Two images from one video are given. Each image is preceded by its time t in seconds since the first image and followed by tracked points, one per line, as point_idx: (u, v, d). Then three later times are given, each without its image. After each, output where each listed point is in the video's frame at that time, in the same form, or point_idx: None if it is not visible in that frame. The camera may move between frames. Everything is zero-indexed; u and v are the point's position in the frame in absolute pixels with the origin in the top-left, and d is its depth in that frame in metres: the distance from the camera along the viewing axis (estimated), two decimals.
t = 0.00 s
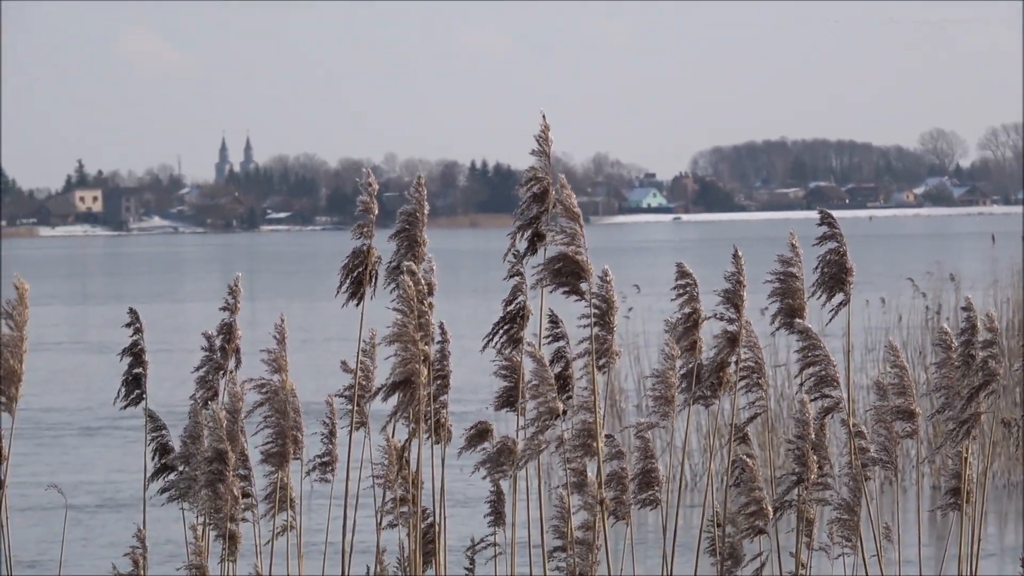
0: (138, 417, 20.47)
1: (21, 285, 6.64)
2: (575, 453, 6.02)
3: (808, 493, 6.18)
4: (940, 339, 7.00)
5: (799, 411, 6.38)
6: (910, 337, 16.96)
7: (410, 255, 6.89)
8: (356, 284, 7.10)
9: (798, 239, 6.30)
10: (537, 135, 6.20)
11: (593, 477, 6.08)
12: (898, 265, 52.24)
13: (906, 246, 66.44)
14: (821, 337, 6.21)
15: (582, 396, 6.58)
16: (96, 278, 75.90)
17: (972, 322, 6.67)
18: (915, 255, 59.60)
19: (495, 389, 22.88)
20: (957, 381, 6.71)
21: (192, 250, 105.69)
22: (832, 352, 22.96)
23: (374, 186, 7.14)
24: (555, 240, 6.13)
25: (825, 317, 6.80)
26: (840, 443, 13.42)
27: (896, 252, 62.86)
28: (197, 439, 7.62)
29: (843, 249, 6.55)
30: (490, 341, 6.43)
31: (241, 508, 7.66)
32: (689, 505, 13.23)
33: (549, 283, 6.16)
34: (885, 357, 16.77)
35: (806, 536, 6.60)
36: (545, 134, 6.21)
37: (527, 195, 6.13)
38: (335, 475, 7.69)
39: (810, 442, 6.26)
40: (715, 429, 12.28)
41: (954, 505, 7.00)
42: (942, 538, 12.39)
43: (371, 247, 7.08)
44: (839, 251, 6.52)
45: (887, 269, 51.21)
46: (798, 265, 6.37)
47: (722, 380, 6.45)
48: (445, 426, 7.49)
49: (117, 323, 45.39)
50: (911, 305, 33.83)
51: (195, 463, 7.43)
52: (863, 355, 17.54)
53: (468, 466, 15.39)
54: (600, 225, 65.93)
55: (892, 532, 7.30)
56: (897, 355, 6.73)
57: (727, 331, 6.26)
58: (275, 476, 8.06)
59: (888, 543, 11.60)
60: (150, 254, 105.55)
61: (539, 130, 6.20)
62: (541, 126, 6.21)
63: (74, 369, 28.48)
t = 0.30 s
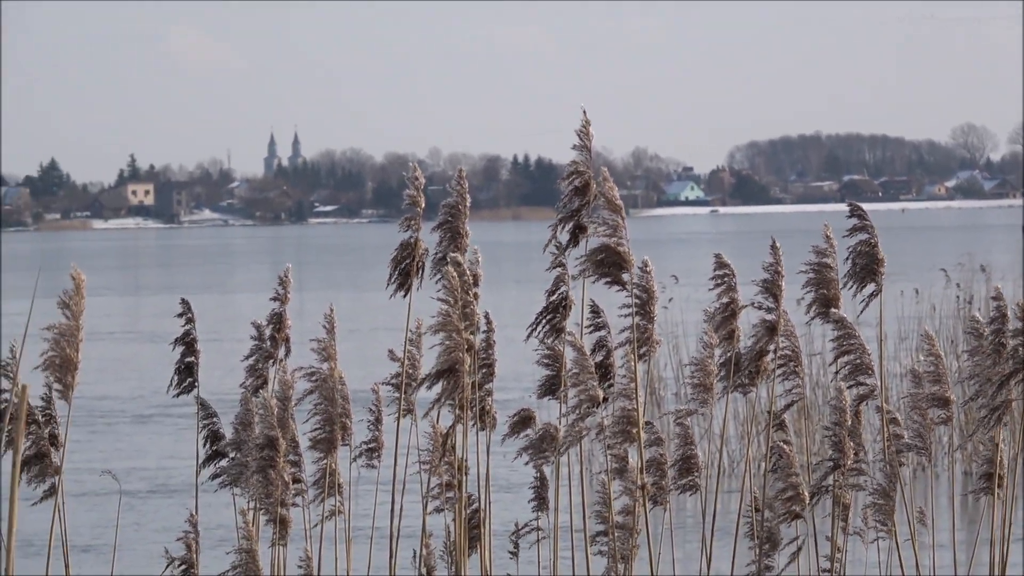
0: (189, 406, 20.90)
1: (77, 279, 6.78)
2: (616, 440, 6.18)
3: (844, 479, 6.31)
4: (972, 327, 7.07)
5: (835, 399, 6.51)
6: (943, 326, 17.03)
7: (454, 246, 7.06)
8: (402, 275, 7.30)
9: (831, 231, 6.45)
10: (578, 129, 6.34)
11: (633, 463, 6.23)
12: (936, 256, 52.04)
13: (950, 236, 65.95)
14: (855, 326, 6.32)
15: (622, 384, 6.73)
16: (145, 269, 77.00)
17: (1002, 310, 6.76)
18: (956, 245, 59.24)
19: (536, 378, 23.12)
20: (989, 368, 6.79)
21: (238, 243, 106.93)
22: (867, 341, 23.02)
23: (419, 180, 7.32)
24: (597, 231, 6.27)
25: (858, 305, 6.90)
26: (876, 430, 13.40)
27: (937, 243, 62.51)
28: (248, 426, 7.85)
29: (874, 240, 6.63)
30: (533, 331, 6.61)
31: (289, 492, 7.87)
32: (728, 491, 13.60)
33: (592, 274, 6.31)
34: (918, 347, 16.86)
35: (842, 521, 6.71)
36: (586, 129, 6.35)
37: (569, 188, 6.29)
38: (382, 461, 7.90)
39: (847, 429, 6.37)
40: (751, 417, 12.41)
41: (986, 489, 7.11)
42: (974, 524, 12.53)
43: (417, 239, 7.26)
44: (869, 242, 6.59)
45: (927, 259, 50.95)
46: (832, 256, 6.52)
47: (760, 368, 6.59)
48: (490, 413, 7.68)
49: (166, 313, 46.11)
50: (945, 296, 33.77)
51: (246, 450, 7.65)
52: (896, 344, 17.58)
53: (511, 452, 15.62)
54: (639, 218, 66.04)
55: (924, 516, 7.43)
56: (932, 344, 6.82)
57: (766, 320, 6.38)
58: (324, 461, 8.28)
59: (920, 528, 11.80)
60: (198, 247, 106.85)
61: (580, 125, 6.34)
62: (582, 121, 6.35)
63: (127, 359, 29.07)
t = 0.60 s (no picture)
0: (253, 394, 21.39)
1: (146, 271, 6.94)
2: (668, 425, 6.32)
3: (892, 463, 6.42)
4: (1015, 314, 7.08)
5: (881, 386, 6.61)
6: (986, 314, 17.01)
7: (508, 237, 7.24)
8: (457, 265, 7.50)
9: (871, 222, 6.54)
10: (629, 122, 6.49)
11: (685, 448, 6.37)
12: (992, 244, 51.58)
13: (1009, 222, 65.16)
14: (898, 314, 6.41)
15: (673, 370, 6.87)
16: (206, 261, 78.26)
17: None
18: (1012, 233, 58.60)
19: (591, 365, 23.38)
20: None
21: (297, 235, 108.25)
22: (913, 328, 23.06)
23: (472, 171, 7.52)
24: (649, 221, 6.39)
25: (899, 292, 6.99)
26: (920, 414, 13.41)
27: (992, 232, 61.87)
28: (310, 413, 8.11)
29: (914, 229, 6.70)
30: (587, 320, 6.79)
31: (352, 475, 8.13)
32: (777, 475, 14.01)
33: (643, 263, 6.45)
34: (962, 333, 16.84)
35: (887, 504, 6.82)
36: (637, 121, 6.50)
37: (621, 179, 6.45)
38: (440, 446, 8.11)
39: (895, 414, 6.46)
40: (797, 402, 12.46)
41: None
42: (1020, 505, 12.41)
43: (472, 229, 7.46)
44: (909, 232, 6.68)
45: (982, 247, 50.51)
46: (872, 247, 6.62)
47: (809, 355, 6.72)
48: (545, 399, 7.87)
49: (228, 304, 46.92)
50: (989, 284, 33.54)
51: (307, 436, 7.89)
52: (942, 333, 17.63)
53: (567, 437, 15.86)
54: (691, 207, 66.02)
55: (971, 499, 7.50)
56: (977, 331, 6.87)
57: (816, 308, 6.49)
58: (383, 447, 8.54)
59: (965, 510, 11.85)
60: (257, 239, 108.31)
61: (631, 117, 6.48)
62: (633, 114, 6.49)
63: (191, 348, 29.74)
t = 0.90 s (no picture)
0: (316, 384, 21.79)
1: (214, 261, 6.99)
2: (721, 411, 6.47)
3: (941, 450, 6.53)
4: None
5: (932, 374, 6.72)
6: None
7: (565, 230, 7.43)
8: (517, 257, 7.69)
9: (919, 214, 6.65)
10: (681, 117, 6.64)
11: (740, 435, 6.52)
12: None
13: None
14: (948, 304, 6.50)
15: (727, 359, 7.01)
16: (269, 253, 79.36)
17: None
18: None
19: (648, 355, 23.52)
20: None
21: (357, 229, 109.29)
22: (967, 320, 23.03)
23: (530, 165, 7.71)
24: (703, 214, 6.55)
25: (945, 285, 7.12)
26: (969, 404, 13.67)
27: None
28: (374, 401, 8.35)
29: (960, 222, 6.85)
30: (640, 310, 6.94)
31: (414, 462, 8.37)
32: (827, 460, 14.34)
33: (699, 255, 6.61)
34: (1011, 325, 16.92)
35: (933, 491, 6.94)
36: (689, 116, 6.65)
37: (672, 173, 6.62)
38: (501, 433, 8.32)
39: (945, 402, 6.56)
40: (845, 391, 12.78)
41: None
42: None
43: (530, 223, 7.64)
44: (956, 225, 6.79)
45: None
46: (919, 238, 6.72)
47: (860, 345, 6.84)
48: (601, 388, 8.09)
49: (290, 295, 47.60)
50: None
51: (372, 422, 8.14)
52: (991, 323, 17.67)
53: (623, 426, 16.11)
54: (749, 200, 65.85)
55: (1018, 487, 7.60)
56: None
57: (869, 299, 6.61)
58: (445, 434, 8.78)
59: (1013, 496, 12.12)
60: (318, 233, 109.50)
61: (683, 112, 6.64)
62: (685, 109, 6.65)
63: (256, 338, 30.31)
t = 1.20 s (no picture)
0: (384, 373, 22.24)
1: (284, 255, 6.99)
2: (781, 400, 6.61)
3: (994, 438, 6.63)
4: None
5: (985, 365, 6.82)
6: None
7: (624, 223, 7.61)
8: (578, 250, 7.88)
9: (970, 209, 6.75)
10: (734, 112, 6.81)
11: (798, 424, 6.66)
12: None
13: None
14: (1003, 296, 6.60)
15: (785, 350, 7.16)
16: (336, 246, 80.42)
17: None
18: None
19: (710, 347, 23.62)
20: None
21: (423, 224, 110.22)
22: None
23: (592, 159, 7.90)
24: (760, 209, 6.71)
25: (996, 278, 7.23)
26: None
27: None
28: (442, 390, 8.60)
29: (1010, 218, 6.96)
30: (700, 302, 7.11)
31: (481, 449, 8.62)
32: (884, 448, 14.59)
33: (758, 248, 6.75)
34: None
35: (985, 479, 7.04)
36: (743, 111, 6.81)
37: (725, 168, 6.78)
38: (565, 423, 8.52)
39: (998, 392, 6.65)
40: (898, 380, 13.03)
41: None
42: None
43: (591, 216, 7.83)
44: (1007, 220, 6.90)
45: None
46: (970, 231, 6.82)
47: (914, 337, 6.96)
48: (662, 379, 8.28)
49: (357, 287, 48.27)
50: None
51: (440, 411, 8.39)
52: None
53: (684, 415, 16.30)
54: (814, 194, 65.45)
55: None
56: None
57: (922, 291, 6.71)
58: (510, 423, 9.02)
59: None
60: (385, 227, 110.62)
61: (736, 108, 6.80)
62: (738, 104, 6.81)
63: (326, 328, 30.91)
